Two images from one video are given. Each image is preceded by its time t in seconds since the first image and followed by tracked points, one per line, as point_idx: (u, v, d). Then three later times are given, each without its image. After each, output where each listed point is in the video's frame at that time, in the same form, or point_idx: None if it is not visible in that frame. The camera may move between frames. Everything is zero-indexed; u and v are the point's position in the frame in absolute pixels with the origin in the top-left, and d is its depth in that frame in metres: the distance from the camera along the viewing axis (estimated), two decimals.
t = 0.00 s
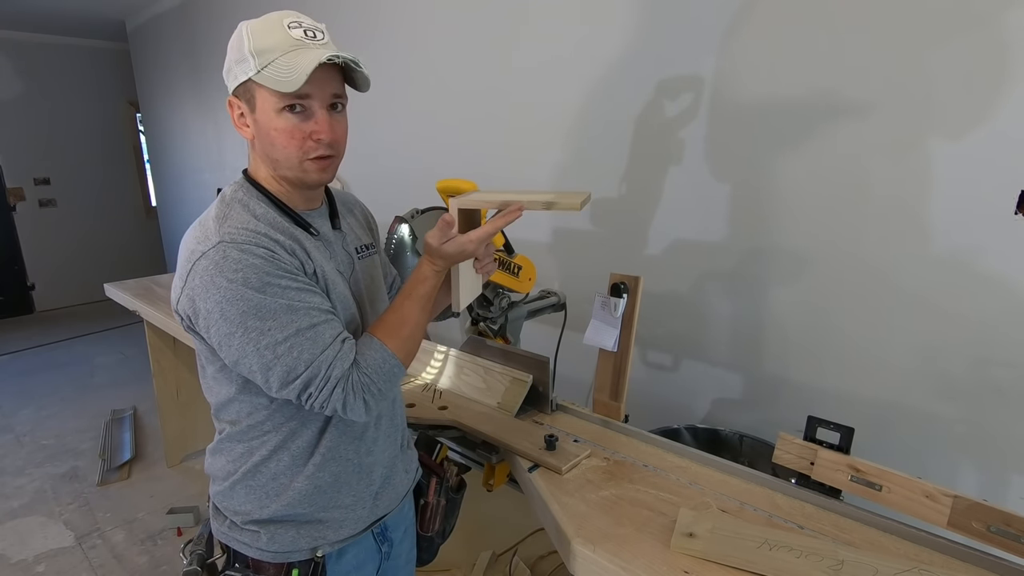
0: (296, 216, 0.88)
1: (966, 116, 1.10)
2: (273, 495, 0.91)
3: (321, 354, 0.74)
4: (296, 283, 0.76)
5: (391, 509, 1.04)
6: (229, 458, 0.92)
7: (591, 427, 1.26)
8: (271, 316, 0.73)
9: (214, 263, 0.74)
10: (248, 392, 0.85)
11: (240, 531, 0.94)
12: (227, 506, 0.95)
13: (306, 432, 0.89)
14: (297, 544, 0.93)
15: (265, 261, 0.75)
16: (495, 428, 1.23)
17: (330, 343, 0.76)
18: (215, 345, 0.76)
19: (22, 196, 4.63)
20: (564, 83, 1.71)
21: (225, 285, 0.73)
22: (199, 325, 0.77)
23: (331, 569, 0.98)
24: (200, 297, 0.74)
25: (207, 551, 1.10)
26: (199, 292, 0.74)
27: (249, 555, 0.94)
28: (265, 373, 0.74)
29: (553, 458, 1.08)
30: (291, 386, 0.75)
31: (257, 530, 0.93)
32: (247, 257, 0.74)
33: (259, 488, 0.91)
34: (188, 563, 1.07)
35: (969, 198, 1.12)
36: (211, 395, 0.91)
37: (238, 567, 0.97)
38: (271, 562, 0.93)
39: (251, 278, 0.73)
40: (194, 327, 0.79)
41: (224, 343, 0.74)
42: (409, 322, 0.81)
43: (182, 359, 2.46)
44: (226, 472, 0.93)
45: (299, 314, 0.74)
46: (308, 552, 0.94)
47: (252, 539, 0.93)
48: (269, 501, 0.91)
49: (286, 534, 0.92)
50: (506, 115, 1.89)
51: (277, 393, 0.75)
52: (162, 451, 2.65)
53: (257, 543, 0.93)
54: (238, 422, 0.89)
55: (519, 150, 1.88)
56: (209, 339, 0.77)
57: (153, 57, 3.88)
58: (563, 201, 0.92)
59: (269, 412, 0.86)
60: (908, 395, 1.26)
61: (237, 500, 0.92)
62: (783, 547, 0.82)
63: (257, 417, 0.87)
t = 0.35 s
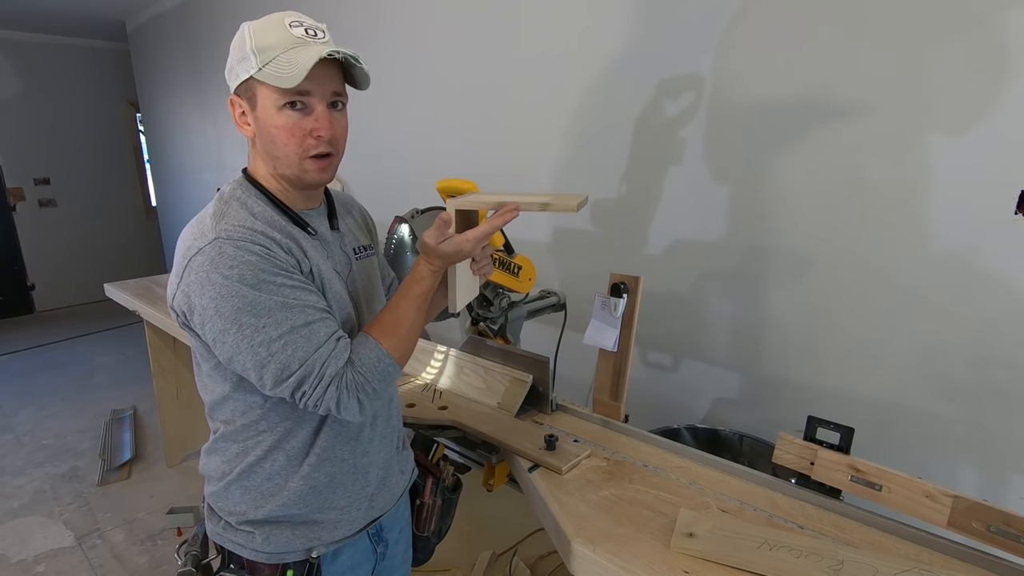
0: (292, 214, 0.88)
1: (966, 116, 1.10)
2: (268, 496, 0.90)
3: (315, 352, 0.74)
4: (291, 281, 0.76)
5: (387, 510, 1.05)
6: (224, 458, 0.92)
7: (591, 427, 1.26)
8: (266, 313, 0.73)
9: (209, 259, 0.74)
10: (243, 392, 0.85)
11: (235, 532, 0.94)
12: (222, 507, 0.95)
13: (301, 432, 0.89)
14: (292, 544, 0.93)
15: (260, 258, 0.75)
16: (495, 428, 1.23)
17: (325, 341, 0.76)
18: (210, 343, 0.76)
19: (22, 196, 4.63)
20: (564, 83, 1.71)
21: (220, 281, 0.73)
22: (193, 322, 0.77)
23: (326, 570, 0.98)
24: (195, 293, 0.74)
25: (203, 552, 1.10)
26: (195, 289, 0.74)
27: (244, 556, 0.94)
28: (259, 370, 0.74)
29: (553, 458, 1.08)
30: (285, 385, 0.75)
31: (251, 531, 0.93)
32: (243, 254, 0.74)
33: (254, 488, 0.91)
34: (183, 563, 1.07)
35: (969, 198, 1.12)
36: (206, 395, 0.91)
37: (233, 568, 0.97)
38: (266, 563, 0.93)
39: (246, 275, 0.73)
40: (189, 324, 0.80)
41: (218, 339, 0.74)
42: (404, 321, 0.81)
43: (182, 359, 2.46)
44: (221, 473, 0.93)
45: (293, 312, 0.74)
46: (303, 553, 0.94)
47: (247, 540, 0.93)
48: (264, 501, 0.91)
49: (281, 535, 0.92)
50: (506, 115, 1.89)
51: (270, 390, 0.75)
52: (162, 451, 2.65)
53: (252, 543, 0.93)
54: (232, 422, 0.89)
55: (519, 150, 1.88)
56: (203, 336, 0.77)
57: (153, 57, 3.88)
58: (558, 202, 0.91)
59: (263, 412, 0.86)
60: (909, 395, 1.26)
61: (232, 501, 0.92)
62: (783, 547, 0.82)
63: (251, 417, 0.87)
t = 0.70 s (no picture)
0: (301, 212, 0.88)
1: (967, 117, 1.10)
2: (263, 496, 0.90)
3: (240, 377, 0.69)
4: (254, 294, 0.73)
5: (385, 509, 1.05)
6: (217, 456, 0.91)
7: (592, 427, 1.26)
8: (214, 324, 0.70)
9: (188, 256, 0.74)
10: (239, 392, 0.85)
11: (231, 532, 0.93)
12: (219, 508, 0.93)
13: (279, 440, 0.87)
14: (288, 545, 0.92)
15: (232, 265, 0.74)
16: (495, 428, 1.23)
17: (257, 370, 0.70)
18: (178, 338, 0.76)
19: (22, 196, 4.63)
20: (564, 83, 1.71)
21: (189, 280, 0.72)
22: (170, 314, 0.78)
23: (322, 569, 0.98)
24: (173, 287, 0.75)
25: (200, 550, 1.10)
26: (174, 281, 0.75)
27: (241, 556, 0.93)
28: (192, 377, 0.71)
29: (553, 458, 1.08)
30: (205, 402, 0.70)
31: (247, 531, 0.91)
32: (220, 257, 0.74)
33: (249, 489, 0.90)
34: (180, 561, 1.07)
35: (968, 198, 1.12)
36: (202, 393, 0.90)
37: (231, 567, 0.96)
38: (263, 563, 0.92)
39: (212, 279, 0.72)
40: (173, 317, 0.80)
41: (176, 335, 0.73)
42: (356, 388, 0.70)
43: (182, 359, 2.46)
44: (217, 473, 0.91)
45: (237, 328, 0.71)
46: (299, 553, 0.94)
47: (243, 540, 0.92)
48: (259, 502, 0.90)
49: (276, 535, 0.91)
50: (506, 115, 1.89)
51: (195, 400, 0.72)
52: (162, 451, 2.65)
53: (248, 543, 0.91)
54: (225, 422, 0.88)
55: (519, 150, 1.88)
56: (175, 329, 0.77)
57: (153, 57, 3.88)
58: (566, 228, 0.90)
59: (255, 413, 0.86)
60: (908, 395, 1.26)
61: (228, 502, 0.91)
62: (783, 547, 0.82)
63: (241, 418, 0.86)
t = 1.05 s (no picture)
0: (301, 212, 0.88)
1: (966, 117, 1.10)
2: (258, 495, 0.90)
3: (227, 368, 0.68)
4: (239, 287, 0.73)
5: (382, 512, 1.05)
6: (213, 452, 0.92)
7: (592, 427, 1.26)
8: (202, 316, 0.70)
9: (179, 250, 0.75)
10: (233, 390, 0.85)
11: (228, 528, 0.94)
12: (217, 505, 0.94)
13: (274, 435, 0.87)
14: (282, 544, 0.92)
15: (220, 260, 0.74)
16: (495, 428, 1.23)
17: (244, 361, 0.69)
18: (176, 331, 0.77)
19: (22, 196, 4.63)
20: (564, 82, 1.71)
21: (180, 274, 0.73)
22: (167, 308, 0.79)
23: (317, 570, 0.98)
24: (167, 281, 0.76)
25: (200, 545, 1.10)
26: (167, 275, 0.76)
27: (237, 553, 0.94)
28: (188, 368, 0.72)
29: (553, 458, 1.08)
30: (200, 392, 0.70)
31: (243, 528, 0.92)
32: (207, 251, 0.74)
33: (246, 487, 0.90)
34: (180, 555, 1.07)
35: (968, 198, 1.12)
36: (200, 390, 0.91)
37: (227, 564, 0.98)
38: (257, 561, 0.93)
39: (200, 273, 0.72)
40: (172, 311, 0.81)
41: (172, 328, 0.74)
42: (335, 380, 0.65)
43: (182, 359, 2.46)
44: (215, 470, 0.92)
45: (223, 321, 0.70)
46: (293, 553, 0.94)
47: (239, 537, 0.93)
48: (254, 500, 0.90)
49: (271, 534, 0.92)
50: (506, 115, 1.89)
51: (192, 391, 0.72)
52: (162, 451, 2.65)
53: (243, 541, 0.92)
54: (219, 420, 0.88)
55: (519, 150, 1.88)
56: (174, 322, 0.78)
57: (153, 57, 3.88)
58: (584, 237, 0.96)
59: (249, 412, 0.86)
60: (908, 395, 1.26)
61: (226, 499, 0.92)
62: (783, 547, 0.82)
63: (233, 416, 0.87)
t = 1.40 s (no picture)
0: (300, 213, 0.88)
1: (967, 117, 1.10)
2: (268, 495, 0.90)
3: (202, 378, 0.70)
4: (228, 296, 0.73)
5: (389, 509, 1.05)
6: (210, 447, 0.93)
7: (590, 426, 1.26)
8: (185, 325, 0.71)
9: (172, 254, 0.76)
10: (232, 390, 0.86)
11: (239, 529, 0.93)
12: (226, 506, 0.93)
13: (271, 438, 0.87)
14: (295, 542, 0.92)
15: (211, 268, 0.74)
16: (495, 428, 1.23)
17: (219, 373, 0.71)
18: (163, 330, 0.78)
19: (22, 196, 4.63)
20: (563, 82, 1.71)
21: (170, 280, 0.73)
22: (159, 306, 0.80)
23: (328, 569, 0.98)
24: (159, 282, 0.77)
25: (208, 547, 1.10)
26: (160, 276, 0.77)
27: (248, 553, 0.94)
28: (166, 371, 0.73)
29: (553, 458, 1.08)
30: (172, 397, 0.72)
31: (255, 528, 0.92)
32: (199, 259, 0.74)
33: (254, 489, 0.89)
34: (188, 558, 1.07)
35: (968, 198, 1.12)
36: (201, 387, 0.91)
37: (237, 565, 0.97)
38: (270, 561, 0.93)
39: (190, 281, 0.72)
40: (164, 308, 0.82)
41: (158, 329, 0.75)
42: (313, 401, 0.69)
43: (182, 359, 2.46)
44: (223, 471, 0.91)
45: (205, 332, 0.71)
46: (305, 551, 0.94)
47: (251, 537, 0.92)
48: (265, 501, 0.90)
49: (284, 533, 0.91)
50: (506, 115, 1.89)
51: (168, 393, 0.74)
52: (162, 451, 2.65)
53: (255, 541, 0.92)
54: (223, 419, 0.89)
55: (519, 150, 1.88)
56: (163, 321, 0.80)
57: (153, 57, 3.88)
58: (578, 219, 0.93)
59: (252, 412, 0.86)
60: (908, 396, 1.26)
61: (235, 500, 0.91)
62: (783, 547, 0.82)
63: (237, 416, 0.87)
